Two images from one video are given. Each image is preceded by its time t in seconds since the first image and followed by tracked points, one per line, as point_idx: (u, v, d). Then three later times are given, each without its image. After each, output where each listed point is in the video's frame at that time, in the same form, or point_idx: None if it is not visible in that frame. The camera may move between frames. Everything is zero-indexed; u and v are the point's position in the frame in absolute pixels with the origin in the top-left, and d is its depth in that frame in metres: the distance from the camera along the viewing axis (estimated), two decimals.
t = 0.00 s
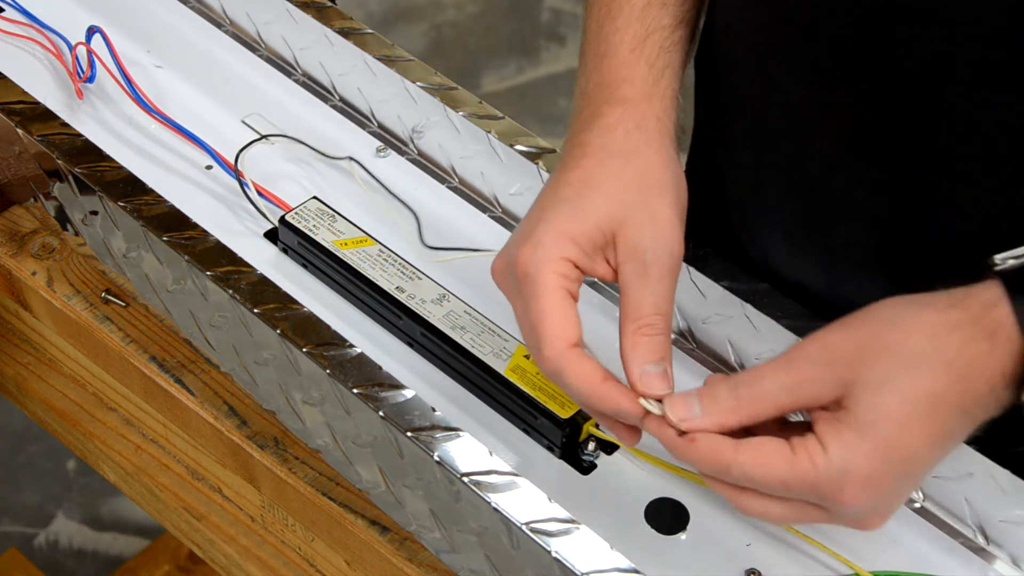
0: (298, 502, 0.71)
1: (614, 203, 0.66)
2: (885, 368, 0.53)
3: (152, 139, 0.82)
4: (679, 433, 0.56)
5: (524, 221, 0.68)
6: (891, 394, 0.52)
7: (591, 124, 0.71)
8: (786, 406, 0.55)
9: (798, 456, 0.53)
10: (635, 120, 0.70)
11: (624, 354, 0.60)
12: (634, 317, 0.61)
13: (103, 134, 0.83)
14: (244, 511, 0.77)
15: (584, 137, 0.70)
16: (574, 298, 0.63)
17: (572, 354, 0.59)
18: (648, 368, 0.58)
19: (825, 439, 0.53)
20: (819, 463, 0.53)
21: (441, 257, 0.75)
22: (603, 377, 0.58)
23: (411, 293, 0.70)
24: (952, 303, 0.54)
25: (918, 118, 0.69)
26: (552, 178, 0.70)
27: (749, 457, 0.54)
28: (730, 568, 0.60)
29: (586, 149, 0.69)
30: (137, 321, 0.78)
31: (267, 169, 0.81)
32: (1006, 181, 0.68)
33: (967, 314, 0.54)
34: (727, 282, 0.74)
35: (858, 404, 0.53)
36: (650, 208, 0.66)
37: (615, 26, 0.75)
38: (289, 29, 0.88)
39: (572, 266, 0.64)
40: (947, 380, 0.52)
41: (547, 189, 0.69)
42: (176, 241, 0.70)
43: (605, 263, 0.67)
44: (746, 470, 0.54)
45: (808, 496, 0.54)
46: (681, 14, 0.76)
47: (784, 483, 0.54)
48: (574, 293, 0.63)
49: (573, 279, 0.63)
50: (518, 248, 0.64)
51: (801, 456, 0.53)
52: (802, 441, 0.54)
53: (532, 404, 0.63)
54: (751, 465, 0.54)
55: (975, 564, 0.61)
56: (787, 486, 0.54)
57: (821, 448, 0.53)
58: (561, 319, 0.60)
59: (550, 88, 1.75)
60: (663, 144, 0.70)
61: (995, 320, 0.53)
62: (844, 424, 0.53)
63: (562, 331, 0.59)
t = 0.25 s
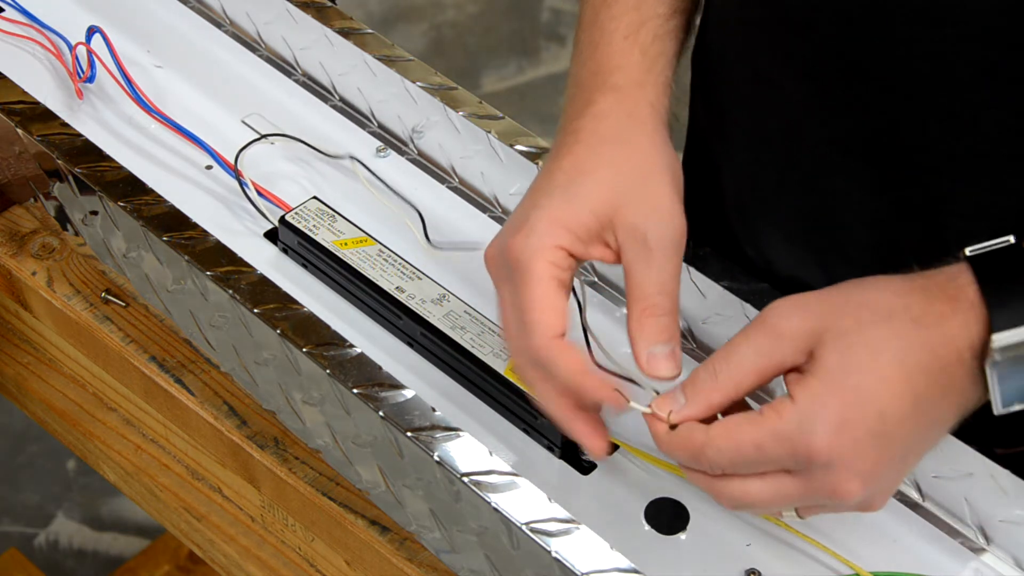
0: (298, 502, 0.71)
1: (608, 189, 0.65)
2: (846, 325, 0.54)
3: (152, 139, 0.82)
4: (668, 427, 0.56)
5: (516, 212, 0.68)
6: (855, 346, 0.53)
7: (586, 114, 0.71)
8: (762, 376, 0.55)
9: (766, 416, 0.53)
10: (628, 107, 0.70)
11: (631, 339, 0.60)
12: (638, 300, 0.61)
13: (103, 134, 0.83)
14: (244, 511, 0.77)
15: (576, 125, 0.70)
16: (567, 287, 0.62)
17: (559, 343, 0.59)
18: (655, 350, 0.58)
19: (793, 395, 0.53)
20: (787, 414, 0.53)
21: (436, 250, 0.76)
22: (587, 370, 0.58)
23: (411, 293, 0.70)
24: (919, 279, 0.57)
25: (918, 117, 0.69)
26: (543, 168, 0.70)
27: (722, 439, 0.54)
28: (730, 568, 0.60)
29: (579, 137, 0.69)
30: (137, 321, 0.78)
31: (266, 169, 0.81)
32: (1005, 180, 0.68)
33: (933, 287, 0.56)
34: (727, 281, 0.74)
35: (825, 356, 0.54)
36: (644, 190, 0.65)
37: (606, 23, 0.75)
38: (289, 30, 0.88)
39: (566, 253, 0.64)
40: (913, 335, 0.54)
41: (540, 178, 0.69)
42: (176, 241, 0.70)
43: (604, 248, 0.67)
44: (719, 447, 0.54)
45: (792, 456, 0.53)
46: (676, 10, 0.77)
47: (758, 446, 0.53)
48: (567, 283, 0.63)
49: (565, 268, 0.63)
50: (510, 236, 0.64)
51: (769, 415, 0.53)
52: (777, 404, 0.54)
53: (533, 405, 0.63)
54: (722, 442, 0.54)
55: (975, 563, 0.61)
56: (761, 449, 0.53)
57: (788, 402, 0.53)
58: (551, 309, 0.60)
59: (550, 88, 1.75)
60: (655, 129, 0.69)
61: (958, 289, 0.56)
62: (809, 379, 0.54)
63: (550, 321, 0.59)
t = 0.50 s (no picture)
0: (297, 502, 0.71)
1: (616, 186, 0.66)
2: (866, 357, 0.53)
3: (152, 139, 0.82)
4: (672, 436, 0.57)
5: (525, 212, 0.68)
6: (877, 380, 0.53)
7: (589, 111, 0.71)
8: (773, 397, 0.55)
9: (791, 449, 0.54)
10: (632, 101, 0.70)
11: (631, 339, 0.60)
12: (642, 302, 0.61)
13: (103, 134, 0.83)
14: (244, 511, 0.77)
15: (583, 121, 0.70)
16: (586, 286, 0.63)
17: (591, 347, 0.59)
18: (655, 354, 0.58)
19: (818, 429, 0.54)
20: (813, 452, 0.53)
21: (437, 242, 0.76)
22: (616, 381, 0.58)
23: (411, 293, 0.70)
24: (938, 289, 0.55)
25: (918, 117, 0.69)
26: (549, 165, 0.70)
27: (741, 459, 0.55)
28: (730, 567, 0.60)
29: (585, 133, 0.69)
30: (137, 321, 0.78)
31: (266, 169, 0.81)
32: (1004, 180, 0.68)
33: (953, 300, 0.55)
34: (726, 281, 0.73)
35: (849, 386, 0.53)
36: (650, 188, 0.66)
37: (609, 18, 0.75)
38: (289, 30, 0.88)
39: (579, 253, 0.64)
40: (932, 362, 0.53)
41: (546, 177, 0.69)
42: (176, 241, 0.70)
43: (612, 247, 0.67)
44: (740, 469, 0.55)
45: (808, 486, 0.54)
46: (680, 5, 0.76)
47: (778, 477, 0.54)
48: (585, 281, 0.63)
49: (582, 267, 0.63)
50: (521, 238, 0.64)
51: (794, 448, 0.54)
52: (797, 433, 0.54)
53: (532, 405, 0.63)
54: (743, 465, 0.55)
55: (975, 563, 0.61)
56: (780, 478, 0.54)
57: (815, 439, 0.53)
58: (576, 312, 0.60)
59: (550, 88, 1.75)
60: (660, 123, 0.70)
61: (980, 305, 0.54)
62: (835, 410, 0.53)
63: (578, 323, 0.59)
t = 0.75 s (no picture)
0: (298, 502, 0.71)
1: (573, 189, 0.65)
2: (887, 391, 0.55)
3: (152, 139, 0.82)
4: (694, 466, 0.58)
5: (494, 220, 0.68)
6: (898, 416, 0.54)
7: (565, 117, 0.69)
8: (792, 429, 0.57)
9: (818, 485, 0.56)
10: (590, 105, 0.69)
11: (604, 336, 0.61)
12: (607, 302, 0.61)
13: (103, 134, 0.83)
14: (244, 511, 0.77)
15: (541, 132, 0.70)
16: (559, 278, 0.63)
17: (574, 332, 0.60)
18: (631, 351, 0.59)
19: (843, 466, 0.55)
20: (840, 490, 0.55)
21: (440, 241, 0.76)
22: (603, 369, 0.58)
23: (411, 293, 0.70)
24: (952, 307, 0.56)
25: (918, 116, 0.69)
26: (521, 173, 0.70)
27: (769, 490, 0.57)
28: (730, 567, 0.60)
29: (545, 143, 0.69)
30: (137, 321, 0.78)
31: (267, 169, 0.81)
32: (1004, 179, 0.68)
33: (967, 317, 0.56)
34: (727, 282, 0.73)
35: (871, 425, 0.55)
36: (604, 196, 0.65)
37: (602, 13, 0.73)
38: (289, 30, 0.88)
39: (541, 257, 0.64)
40: (949, 391, 0.55)
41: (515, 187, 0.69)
42: (176, 241, 0.70)
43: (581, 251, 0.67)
44: (767, 497, 0.57)
45: (832, 514, 0.57)
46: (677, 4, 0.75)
47: (806, 508, 0.56)
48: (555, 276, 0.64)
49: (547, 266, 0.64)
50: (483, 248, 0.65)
51: (822, 485, 0.56)
52: (821, 466, 0.56)
53: (532, 405, 0.63)
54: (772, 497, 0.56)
55: (977, 564, 0.61)
56: (808, 509, 0.56)
57: (841, 477, 0.55)
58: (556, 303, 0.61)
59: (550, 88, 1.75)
60: (618, 121, 0.68)
61: (995, 321, 0.56)
62: (859, 447, 0.55)
63: (559, 314, 0.60)
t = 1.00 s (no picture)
0: (298, 502, 0.71)
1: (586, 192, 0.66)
2: (899, 400, 0.55)
3: (152, 139, 0.82)
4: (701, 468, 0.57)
5: (497, 216, 0.68)
6: (911, 427, 0.55)
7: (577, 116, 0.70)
8: (801, 433, 0.57)
9: (830, 492, 0.56)
10: (608, 106, 0.70)
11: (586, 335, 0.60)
12: (597, 300, 0.61)
13: (103, 134, 0.83)
14: (244, 511, 0.77)
15: (554, 125, 0.70)
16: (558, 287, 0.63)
17: (565, 344, 0.59)
18: (610, 349, 0.58)
19: (854, 474, 0.56)
20: (852, 498, 0.55)
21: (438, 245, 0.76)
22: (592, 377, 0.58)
23: (411, 293, 0.70)
24: (965, 318, 0.57)
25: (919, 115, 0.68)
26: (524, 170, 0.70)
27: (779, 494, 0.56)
28: (731, 567, 0.60)
29: (557, 137, 0.69)
30: (137, 321, 0.78)
31: (266, 169, 0.81)
32: (1004, 178, 0.68)
33: (980, 329, 0.57)
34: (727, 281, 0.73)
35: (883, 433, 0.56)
36: (616, 199, 0.66)
37: (608, 13, 0.73)
38: (289, 29, 0.88)
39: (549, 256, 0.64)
40: (960, 404, 0.56)
41: (520, 182, 0.69)
42: (176, 241, 0.70)
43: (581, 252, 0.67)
44: (776, 502, 0.57)
45: (841, 521, 0.57)
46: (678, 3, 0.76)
47: (816, 514, 0.57)
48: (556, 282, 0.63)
49: (551, 267, 0.63)
50: (493, 240, 0.64)
51: (833, 493, 0.56)
52: (832, 472, 0.57)
53: (532, 405, 0.63)
54: (782, 501, 0.56)
55: (977, 564, 0.61)
56: (818, 516, 0.57)
57: (853, 484, 0.56)
58: (549, 311, 0.60)
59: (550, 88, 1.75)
60: (634, 127, 0.69)
61: (1009, 333, 0.57)
62: (871, 455, 0.56)
63: (551, 323, 0.59)
